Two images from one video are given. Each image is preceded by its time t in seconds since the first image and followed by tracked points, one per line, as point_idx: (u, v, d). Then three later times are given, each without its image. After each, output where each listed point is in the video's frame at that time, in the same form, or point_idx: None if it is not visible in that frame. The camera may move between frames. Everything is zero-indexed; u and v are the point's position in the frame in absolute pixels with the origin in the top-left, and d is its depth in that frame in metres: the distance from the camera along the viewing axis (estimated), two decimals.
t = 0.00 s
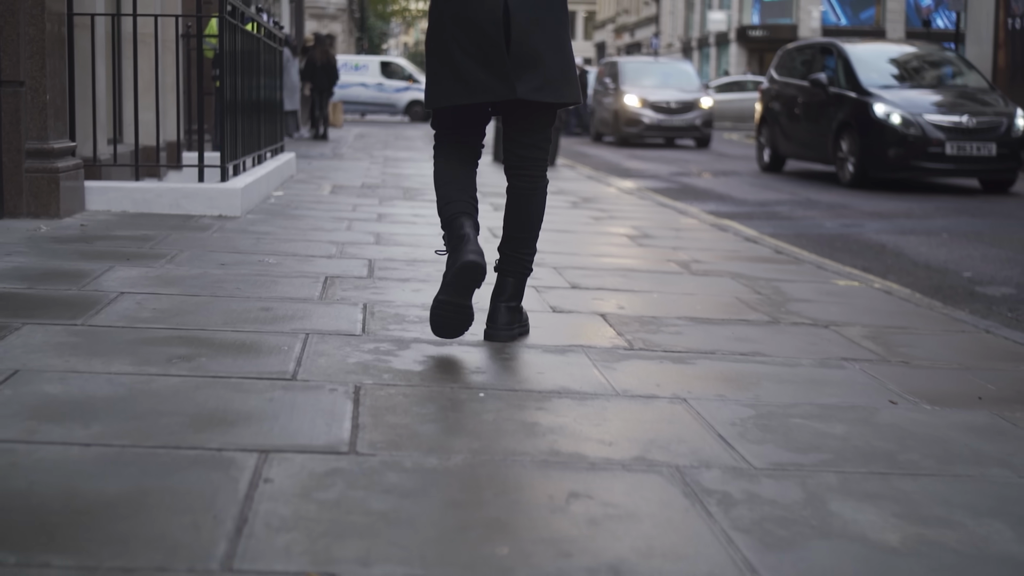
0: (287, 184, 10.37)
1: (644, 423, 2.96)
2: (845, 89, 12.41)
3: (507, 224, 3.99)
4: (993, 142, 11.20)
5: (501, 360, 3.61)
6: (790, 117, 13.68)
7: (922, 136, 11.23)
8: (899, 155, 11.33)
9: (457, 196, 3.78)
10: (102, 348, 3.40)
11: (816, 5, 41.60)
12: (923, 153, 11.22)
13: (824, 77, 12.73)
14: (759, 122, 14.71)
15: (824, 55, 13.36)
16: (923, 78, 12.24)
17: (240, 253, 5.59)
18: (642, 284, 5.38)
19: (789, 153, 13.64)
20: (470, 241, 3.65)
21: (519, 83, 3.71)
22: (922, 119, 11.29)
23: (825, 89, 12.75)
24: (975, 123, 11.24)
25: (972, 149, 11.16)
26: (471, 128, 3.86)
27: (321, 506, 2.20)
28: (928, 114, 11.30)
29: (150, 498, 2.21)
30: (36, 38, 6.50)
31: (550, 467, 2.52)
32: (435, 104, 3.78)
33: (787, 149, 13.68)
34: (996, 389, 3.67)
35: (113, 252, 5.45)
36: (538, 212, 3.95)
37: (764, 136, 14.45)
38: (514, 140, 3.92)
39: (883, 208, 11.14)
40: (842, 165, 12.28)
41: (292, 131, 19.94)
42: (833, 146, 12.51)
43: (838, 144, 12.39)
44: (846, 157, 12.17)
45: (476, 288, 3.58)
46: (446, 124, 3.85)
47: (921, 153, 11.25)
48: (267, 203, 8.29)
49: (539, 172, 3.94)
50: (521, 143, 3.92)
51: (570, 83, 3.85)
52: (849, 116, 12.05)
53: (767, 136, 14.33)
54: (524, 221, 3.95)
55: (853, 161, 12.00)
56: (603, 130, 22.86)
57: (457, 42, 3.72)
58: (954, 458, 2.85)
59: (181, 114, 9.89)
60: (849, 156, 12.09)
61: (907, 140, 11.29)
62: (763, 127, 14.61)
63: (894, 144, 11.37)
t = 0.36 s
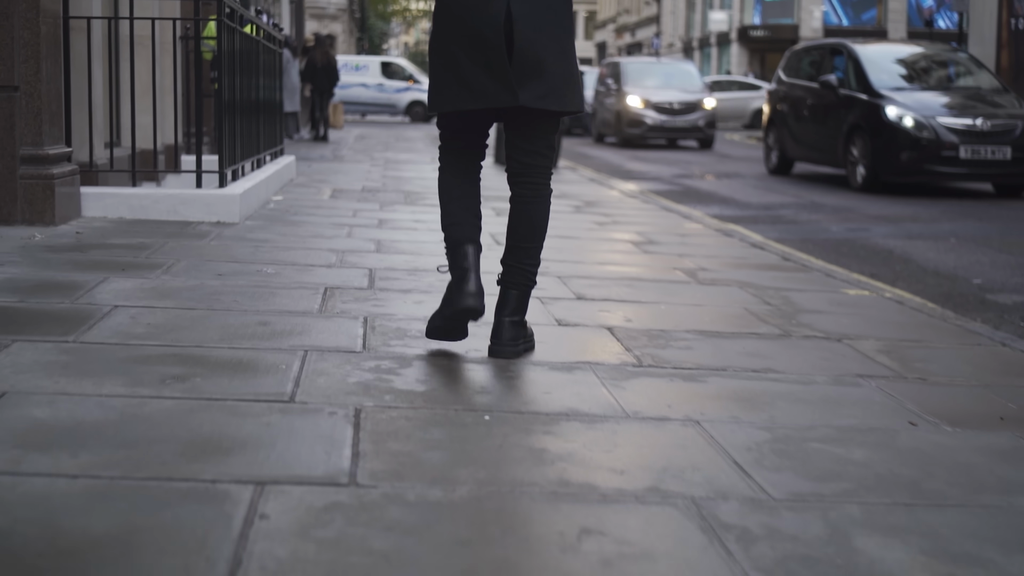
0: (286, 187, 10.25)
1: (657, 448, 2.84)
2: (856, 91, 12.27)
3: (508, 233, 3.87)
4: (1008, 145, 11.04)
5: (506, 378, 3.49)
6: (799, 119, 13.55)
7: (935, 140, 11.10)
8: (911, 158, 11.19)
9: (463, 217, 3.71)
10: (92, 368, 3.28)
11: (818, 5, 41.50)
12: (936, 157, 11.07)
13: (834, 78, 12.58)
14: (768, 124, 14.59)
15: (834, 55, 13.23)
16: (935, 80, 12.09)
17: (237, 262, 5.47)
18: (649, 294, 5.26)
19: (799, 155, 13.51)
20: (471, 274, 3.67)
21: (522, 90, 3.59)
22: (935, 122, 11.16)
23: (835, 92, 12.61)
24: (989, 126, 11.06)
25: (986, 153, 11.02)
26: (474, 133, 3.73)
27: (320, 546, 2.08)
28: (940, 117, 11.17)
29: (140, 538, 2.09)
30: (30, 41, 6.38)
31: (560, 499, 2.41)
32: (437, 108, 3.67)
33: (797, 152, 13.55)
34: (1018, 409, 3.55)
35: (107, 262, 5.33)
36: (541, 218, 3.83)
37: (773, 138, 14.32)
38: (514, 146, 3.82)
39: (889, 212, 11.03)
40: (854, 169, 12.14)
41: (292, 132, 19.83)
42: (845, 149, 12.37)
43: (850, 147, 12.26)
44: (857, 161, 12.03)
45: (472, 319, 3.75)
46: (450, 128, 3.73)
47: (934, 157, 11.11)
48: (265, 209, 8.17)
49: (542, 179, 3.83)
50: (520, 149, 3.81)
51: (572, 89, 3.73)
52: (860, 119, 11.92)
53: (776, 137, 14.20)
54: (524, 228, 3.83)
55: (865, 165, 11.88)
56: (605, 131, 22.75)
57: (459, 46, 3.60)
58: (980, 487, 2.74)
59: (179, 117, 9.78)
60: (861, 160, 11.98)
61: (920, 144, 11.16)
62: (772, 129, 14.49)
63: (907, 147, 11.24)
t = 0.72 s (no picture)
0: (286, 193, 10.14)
1: (671, 481, 2.72)
2: (867, 94, 12.13)
3: (516, 247, 3.74)
4: None
5: (512, 402, 3.36)
6: (808, 122, 13.40)
7: (950, 144, 10.96)
8: (925, 163, 11.05)
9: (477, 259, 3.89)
10: (84, 393, 3.16)
11: (820, 5, 41.35)
12: (950, 162, 10.93)
13: (845, 80, 12.44)
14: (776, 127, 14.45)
15: (844, 57, 13.09)
16: (948, 82, 11.94)
17: (237, 275, 5.36)
18: (658, 308, 5.14)
19: (808, 159, 13.36)
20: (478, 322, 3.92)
21: (525, 104, 3.58)
22: (949, 126, 11.02)
23: (845, 94, 12.47)
24: (1006, 131, 10.91)
25: (1002, 157, 10.87)
26: (479, 149, 3.80)
27: None
28: (955, 121, 11.04)
29: None
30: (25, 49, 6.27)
31: (573, 541, 2.29)
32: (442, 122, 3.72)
33: (806, 155, 13.40)
34: None
35: (104, 275, 5.22)
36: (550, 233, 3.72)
37: (781, 141, 14.18)
38: (518, 158, 3.71)
39: (896, 217, 10.92)
40: (866, 173, 11.98)
41: (292, 135, 19.70)
42: (856, 153, 12.22)
43: (861, 152, 12.11)
44: (869, 165, 11.88)
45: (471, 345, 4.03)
46: (456, 142, 3.79)
47: (949, 162, 10.97)
48: (265, 216, 8.06)
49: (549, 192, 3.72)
50: (525, 162, 3.70)
51: (579, 102, 3.71)
52: (871, 122, 11.79)
53: (785, 140, 14.06)
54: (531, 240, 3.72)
55: (876, 169, 11.73)
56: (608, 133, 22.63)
57: (464, 60, 3.62)
58: (1010, 523, 2.61)
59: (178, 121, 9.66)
60: (872, 164, 11.82)
61: (934, 148, 11.01)
62: (780, 131, 14.35)
63: (921, 152, 11.09)
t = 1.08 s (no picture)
0: (284, 198, 10.02)
1: (685, 516, 2.60)
2: (876, 97, 11.99)
3: (518, 264, 3.62)
4: None
5: (516, 427, 3.24)
6: (815, 126, 13.26)
7: (962, 149, 10.82)
8: (937, 168, 10.90)
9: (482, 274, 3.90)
10: (72, 420, 3.04)
11: (819, 6, 41.23)
12: (962, 167, 10.79)
13: (855, 84, 12.29)
14: (783, 130, 14.31)
15: (853, 60, 12.94)
16: (958, 87, 11.80)
17: (233, 287, 5.24)
18: (663, 322, 5.02)
19: (816, 163, 13.23)
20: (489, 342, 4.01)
21: (531, 119, 3.50)
22: (961, 131, 10.89)
23: (854, 98, 12.32)
24: (1017, 135, 10.78)
25: (1015, 163, 10.73)
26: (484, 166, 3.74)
27: None
28: (967, 125, 10.90)
29: None
30: (16, 55, 6.14)
31: None
32: (448, 140, 3.65)
33: (813, 159, 13.27)
34: None
35: (96, 288, 5.10)
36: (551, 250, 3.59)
37: (789, 145, 14.04)
38: (522, 171, 3.61)
39: (900, 223, 10.80)
40: (875, 179, 11.84)
41: (291, 137, 19.58)
42: (864, 158, 12.08)
43: (871, 157, 11.97)
44: (878, 171, 11.73)
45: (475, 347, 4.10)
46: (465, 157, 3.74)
47: (961, 168, 10.82)
48: (263, 223, 7.94)
49: (553, 206, 3.60)
50: (529, 175, 3.59)
51: (586, 116, 3.63)
52: (880, 127, 11.65)
53: (792, 144, 13.92)
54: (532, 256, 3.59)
55: (886, 175, 11.58)
56: (609, 135, 22.51)
57: (469, 77, 3.55)
58: None
59: (174, 125, 9.55)
60: (882, 170, 11.68)
61: (946, 153, 10.87)
62: (787, 135, 14.22)
63: (932, 157, 10.94)
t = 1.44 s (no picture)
0: (281, 203, 9.89)
1: (698, 554, 2.49)
2: (886, 101, 11.85)
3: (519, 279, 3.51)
4: None
5: (519, 454, 3.12)
6: (822, 129, 13.12)
7: (975, 154, 10.67)
8: (949, 174, 10.74)
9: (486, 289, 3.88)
10: (57, 449, 2.92)
11: (819, 7, 41.13)
12: (975, 173, 10.64)
13: (864, 87, 12.14)
14: (790, 133, 14.17)
15: (861, 63, 12.80)
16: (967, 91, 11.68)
17: (228, 300, 5.12)
18: (669, 337, 4.90)
19: (823, 167, 13.09)
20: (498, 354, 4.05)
21: (534, 137, 3.41)
22: (974, 136, 10.75)
23: (864, 101, 12.18)
24: None
25: None
26: (484, 184, 3.64)
27: None
28: (979, 130, 10.76)
29: None
30: (8, 60, 6.02)
31: None
32: (450, 161, 3.56)
33: (821, 164, 13.13)
34: None
35: (88, 302, 4.98)
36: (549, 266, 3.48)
37: (796, 148, 13.90)
38: (522, 187, 3.50)
39: (904, 229, 10.69)
40: (885, 185, 11.68)
41: (288, 139, 19.44)
42: (873, 163, 11.94)
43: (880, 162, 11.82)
44: (888, 176, 11.57)
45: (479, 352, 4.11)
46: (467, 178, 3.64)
47: (973, 173, 10.67)
48: (260, 231, 7.83)
49: (552, 221, 3.50)
50: (529, 191, 3.49)
51: (588, 134, 3.54)
52: (890, 131, 11.51)
53: (799, 148, 13.79)
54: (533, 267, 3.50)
55: (896, 180, 11.43)
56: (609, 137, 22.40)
57: (469, 96, 3.47)
58: None
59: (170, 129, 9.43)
60: (892, 175, 11.53)
61: (958, 159, 10.72)
62: (794, 138, 14.08)
63: (944, 162, 10.79)
